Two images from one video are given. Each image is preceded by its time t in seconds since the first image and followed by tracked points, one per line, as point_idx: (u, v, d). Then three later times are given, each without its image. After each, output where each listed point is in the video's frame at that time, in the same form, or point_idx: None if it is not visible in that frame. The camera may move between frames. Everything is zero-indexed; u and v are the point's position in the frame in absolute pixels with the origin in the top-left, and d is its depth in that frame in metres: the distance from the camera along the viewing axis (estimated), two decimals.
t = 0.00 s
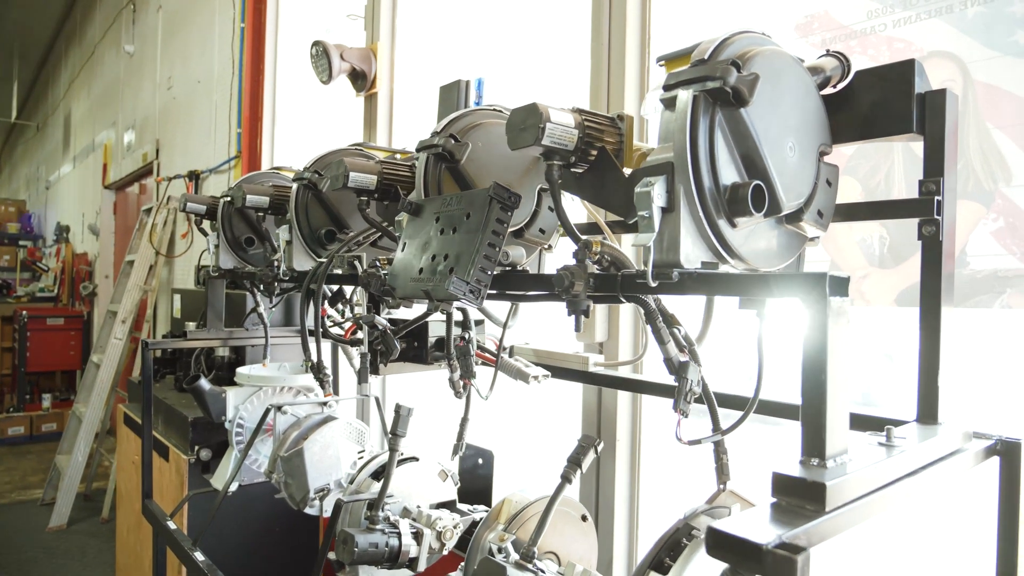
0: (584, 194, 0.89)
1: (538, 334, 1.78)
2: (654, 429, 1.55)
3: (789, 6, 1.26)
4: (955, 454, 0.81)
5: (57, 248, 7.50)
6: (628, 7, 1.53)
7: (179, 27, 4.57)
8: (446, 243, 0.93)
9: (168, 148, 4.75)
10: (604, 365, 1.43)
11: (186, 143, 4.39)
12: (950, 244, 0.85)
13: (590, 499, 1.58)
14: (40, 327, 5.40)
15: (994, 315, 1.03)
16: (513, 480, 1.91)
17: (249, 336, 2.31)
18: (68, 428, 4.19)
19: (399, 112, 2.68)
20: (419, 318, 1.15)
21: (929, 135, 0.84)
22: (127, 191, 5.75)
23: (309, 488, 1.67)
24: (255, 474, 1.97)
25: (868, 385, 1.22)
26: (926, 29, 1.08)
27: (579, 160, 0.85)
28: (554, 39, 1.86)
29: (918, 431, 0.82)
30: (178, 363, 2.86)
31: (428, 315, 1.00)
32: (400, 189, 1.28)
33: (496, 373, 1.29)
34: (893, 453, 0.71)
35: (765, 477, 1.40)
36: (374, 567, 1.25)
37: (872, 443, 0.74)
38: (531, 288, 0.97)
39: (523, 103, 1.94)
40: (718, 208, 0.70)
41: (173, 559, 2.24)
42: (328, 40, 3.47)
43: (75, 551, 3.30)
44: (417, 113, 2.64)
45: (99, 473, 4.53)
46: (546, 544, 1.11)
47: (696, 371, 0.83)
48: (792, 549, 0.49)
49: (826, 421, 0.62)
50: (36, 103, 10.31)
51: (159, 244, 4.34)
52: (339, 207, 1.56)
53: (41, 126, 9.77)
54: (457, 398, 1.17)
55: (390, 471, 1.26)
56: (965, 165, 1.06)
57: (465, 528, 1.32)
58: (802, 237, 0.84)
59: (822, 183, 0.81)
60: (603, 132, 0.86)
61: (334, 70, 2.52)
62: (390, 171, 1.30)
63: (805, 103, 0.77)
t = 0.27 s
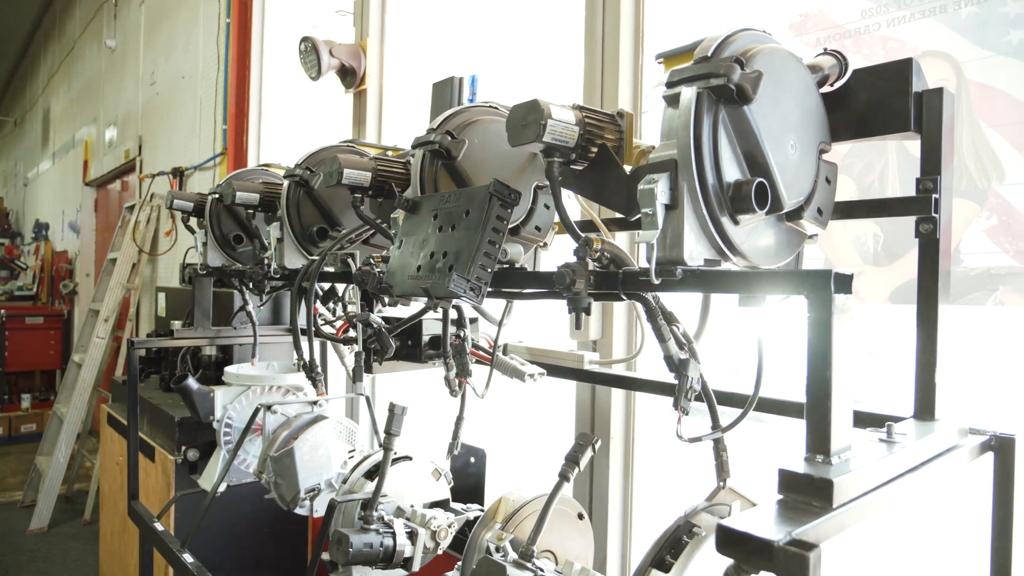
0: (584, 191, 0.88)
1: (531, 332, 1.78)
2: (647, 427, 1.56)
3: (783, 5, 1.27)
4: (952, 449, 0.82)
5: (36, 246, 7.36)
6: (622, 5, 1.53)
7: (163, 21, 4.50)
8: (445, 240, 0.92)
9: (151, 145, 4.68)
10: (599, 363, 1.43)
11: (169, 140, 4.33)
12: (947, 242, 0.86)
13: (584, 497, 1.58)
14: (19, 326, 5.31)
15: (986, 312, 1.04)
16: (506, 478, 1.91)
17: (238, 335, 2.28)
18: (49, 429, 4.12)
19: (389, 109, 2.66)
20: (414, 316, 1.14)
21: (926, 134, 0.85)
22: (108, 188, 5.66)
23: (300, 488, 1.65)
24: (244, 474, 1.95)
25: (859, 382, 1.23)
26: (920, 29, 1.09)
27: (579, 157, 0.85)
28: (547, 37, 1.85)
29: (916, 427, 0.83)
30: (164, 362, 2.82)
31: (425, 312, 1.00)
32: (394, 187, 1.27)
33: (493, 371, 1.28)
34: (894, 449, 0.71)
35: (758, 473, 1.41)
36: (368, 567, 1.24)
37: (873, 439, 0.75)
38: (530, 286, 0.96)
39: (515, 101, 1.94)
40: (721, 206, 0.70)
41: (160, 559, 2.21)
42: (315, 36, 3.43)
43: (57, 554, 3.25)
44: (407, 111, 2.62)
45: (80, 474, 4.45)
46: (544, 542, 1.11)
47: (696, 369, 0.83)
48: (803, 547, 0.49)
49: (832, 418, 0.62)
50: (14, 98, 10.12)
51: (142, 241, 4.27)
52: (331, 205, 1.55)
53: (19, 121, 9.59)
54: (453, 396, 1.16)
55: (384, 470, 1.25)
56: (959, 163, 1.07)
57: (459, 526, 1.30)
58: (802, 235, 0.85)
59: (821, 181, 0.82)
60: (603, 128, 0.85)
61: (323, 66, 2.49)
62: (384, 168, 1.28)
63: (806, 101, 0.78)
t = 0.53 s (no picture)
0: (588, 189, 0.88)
1: (526, 331, 1.77)
2: (644, 426, 1.55)
3: (782, 3, 1.27)
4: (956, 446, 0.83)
5: (15, 244, 7.23)
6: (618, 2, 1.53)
7: (147, 16, 4.43)
8: (448, 237, 0.91)
9: (135, 142, 4.61)
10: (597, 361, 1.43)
11: (154, 136, 4.27)
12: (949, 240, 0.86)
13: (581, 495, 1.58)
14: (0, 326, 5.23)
15: (985, 310, 1.05)
16: (502, 476, 1.90)
17: (228, 334, 2.25)
18: (31, 430, 4.05)
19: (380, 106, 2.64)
20: (414, 313, 1.13)
21: (929, 133, 0.85)
22: (91, 185, 5.57)
23: (293, 489, 1.64)
24: (235, 475, 1.92)
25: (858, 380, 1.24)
26: (918, 28, 1.10)
27: (584, 154, 0.84)
28: (541, 34, 1.84)
29: (922, 424, 0.83)
30: (150, 362, 2.78)
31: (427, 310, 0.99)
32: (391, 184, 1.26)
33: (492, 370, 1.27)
34: (902, 446, 0.72)
35: (753, 469, 1.41)
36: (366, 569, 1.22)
37: (881, 437, 0.75)
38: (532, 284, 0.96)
39: (509, 98, 1.93)
40: (731, 203, 0.70)
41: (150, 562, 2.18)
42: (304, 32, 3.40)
43: (40, 557, 3.19)
44: (399, 108, 2.60)
45: (63, 476, 4.39)
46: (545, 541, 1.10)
47: (701, 367, 0.83)
48: (824, 546, 0.49)
49: (844, 417, 0.62)
50: None
51: (126, 239, 4.21)
52: (326, 202, 1.53)
53: None
54: (452, 395, 1.15)
55: (382, 471, 1.23)
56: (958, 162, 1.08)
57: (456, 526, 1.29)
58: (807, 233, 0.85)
59: (827, 178, 0.82)
60: (609, 125, 0.85)
61: (314, 62, 2.47)
62: (381, 165, 1.27)
63: (812, 98, 0.77)
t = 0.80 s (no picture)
0: (595, 188, 0.87)
1: (522, 330, 1.76)
2: (642, 425, 1.56)
3: (781, 4, 1.28)
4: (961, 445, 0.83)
5: None
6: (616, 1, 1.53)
7: (130, 12, 4.37)
8: (453, 237, 0.90)
9: (118, 139, 4.54)
10: (596, 362, 1.42)
11: (138, 133, 4.21)
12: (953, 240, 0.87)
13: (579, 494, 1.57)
14: None
15: (984, 309, 1.06)
16: (497, 476, 1.90)
17: (218, 334, 2.22)
18: (10, 432, 3.97)
19: (371, 104, 2.62)
20: (415, 313, 1.12)
21: (933, 134, 0.85)
22: (71, 182, 5.47)
23: (286, 491, 1.62)
24: (226, 478, 1.90)
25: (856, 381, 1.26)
26: (918, 29, 1.11)
27: (592, 153, 0.83)
28: (537, 33, 1.84)
29: (928, 423, 0.83)
30: (135, 362, 2.73)
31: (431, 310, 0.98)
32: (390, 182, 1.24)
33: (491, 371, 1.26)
34: (913, 445, 0.72)
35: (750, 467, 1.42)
36: (365, 572, 1.21)
37: (890, 436, 0.76)
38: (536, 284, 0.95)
39: (504, 97, 1.92)
40: (743, 202, 0.70)
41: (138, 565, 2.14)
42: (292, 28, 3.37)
43: (22, 562, 3.13)
44: (390, 106, 2.59)
45: (43, 478, 4.30)
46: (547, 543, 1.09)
47: (708, 367, 0.83)
48: (848, 547, 0.49)
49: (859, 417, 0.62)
50: None
51: (108, 237, 4.14)
52: (321, 201, 1.51)
53: None
54: (452, 396, 1.13)
55: (380, 473, 1.22)
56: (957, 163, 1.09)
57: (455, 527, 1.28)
58: (814, 233, 0.85)
59: (834, 178, 0.82)
60: (616, 124, 0.84)
61: (304, 59, 2.45)
62: (380, 163, 1.25)
63: (821, 99, 0.77)
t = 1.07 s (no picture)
0: (600, 192, 0.87)
1: (517, 333, 1.76)
2: (637, 426, 1.56)
3: (777, 8, 1.29)
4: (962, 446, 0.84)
5: None
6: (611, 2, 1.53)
7: (109, 8, 4.28)
8: (456, 240, 0.89)
9: (96, 137, 4.45)
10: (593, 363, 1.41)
11: (118, 131, 4.13)
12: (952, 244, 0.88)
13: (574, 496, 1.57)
14: None
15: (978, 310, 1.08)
16: (490, 478, 1.89)
17: (206, 338, 2.19)
18: None
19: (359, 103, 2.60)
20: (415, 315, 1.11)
21: (934, 139, 0.86)
22: (47, 181, 5.36)
23: (277, 496, 1.60)
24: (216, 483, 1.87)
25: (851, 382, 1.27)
26: (913, 34, 1.12)
27: (597, 157, 0.83)
28: (530, 33, 1.84)
29: (930, 425, 0.84)
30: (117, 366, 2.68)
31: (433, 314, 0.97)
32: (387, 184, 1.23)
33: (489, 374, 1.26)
34: (919, 448, 0.73)
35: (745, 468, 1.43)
36: None
37: (896, 439, 0.77)
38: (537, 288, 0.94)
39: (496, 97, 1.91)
40: (753, 207, 0.70)
41: (123, 572, 2.10)
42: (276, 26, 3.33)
43: None
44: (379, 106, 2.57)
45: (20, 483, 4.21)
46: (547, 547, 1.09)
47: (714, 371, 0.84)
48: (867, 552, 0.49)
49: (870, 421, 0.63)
50: None
51: (87, 237, 4.06)
52: (314, 202, 1.49)
53: None
54: (451, 400, 1.12)
55: (378, 478, 1.21)
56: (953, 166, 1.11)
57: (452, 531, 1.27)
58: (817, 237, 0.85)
59: (837, 183, 0.83)
60: (621, 127, 0.84)
61: (292, 58, 2.42)
62: (376, 165, 1.24)
63: (825, 103, 0.78)
